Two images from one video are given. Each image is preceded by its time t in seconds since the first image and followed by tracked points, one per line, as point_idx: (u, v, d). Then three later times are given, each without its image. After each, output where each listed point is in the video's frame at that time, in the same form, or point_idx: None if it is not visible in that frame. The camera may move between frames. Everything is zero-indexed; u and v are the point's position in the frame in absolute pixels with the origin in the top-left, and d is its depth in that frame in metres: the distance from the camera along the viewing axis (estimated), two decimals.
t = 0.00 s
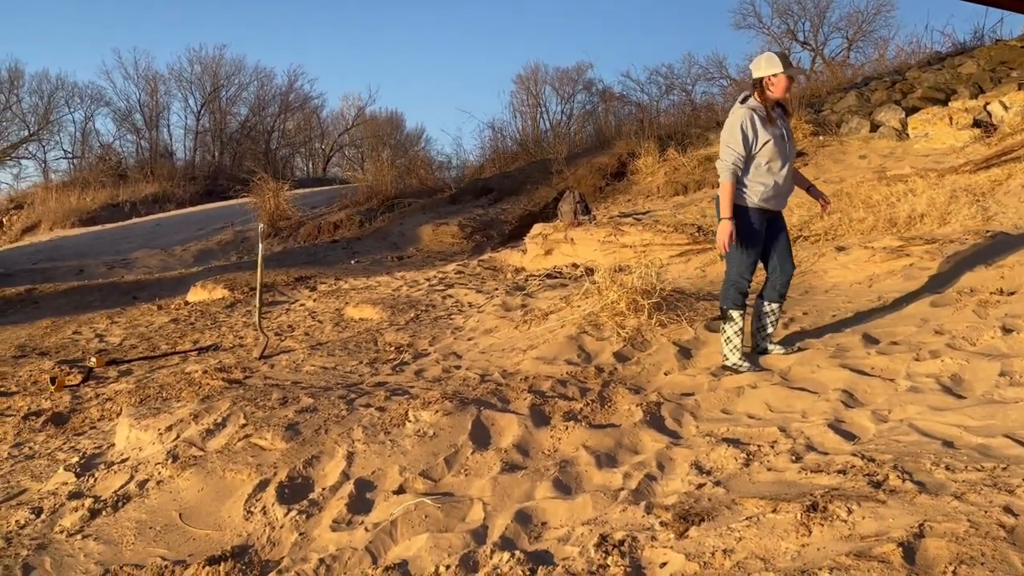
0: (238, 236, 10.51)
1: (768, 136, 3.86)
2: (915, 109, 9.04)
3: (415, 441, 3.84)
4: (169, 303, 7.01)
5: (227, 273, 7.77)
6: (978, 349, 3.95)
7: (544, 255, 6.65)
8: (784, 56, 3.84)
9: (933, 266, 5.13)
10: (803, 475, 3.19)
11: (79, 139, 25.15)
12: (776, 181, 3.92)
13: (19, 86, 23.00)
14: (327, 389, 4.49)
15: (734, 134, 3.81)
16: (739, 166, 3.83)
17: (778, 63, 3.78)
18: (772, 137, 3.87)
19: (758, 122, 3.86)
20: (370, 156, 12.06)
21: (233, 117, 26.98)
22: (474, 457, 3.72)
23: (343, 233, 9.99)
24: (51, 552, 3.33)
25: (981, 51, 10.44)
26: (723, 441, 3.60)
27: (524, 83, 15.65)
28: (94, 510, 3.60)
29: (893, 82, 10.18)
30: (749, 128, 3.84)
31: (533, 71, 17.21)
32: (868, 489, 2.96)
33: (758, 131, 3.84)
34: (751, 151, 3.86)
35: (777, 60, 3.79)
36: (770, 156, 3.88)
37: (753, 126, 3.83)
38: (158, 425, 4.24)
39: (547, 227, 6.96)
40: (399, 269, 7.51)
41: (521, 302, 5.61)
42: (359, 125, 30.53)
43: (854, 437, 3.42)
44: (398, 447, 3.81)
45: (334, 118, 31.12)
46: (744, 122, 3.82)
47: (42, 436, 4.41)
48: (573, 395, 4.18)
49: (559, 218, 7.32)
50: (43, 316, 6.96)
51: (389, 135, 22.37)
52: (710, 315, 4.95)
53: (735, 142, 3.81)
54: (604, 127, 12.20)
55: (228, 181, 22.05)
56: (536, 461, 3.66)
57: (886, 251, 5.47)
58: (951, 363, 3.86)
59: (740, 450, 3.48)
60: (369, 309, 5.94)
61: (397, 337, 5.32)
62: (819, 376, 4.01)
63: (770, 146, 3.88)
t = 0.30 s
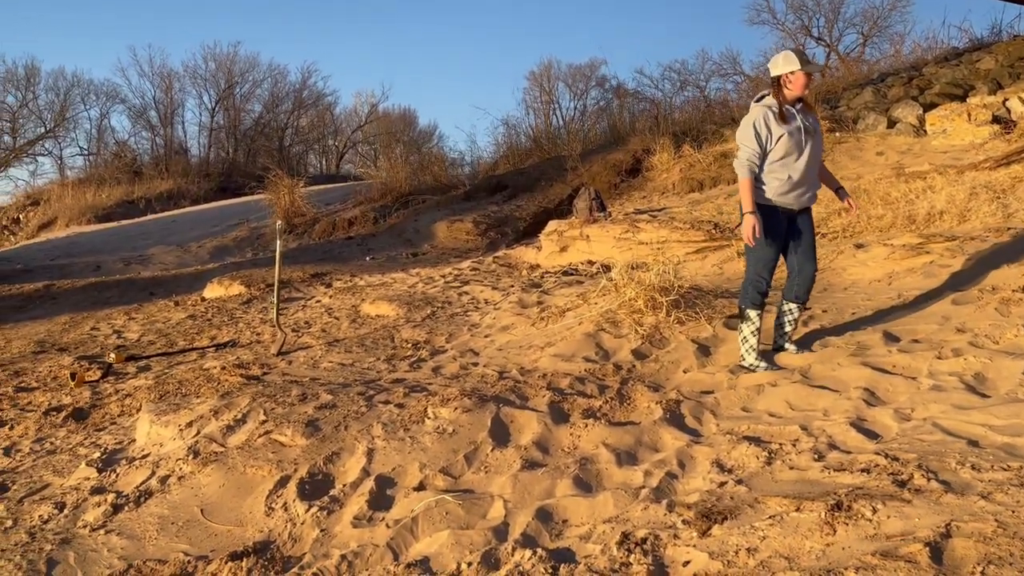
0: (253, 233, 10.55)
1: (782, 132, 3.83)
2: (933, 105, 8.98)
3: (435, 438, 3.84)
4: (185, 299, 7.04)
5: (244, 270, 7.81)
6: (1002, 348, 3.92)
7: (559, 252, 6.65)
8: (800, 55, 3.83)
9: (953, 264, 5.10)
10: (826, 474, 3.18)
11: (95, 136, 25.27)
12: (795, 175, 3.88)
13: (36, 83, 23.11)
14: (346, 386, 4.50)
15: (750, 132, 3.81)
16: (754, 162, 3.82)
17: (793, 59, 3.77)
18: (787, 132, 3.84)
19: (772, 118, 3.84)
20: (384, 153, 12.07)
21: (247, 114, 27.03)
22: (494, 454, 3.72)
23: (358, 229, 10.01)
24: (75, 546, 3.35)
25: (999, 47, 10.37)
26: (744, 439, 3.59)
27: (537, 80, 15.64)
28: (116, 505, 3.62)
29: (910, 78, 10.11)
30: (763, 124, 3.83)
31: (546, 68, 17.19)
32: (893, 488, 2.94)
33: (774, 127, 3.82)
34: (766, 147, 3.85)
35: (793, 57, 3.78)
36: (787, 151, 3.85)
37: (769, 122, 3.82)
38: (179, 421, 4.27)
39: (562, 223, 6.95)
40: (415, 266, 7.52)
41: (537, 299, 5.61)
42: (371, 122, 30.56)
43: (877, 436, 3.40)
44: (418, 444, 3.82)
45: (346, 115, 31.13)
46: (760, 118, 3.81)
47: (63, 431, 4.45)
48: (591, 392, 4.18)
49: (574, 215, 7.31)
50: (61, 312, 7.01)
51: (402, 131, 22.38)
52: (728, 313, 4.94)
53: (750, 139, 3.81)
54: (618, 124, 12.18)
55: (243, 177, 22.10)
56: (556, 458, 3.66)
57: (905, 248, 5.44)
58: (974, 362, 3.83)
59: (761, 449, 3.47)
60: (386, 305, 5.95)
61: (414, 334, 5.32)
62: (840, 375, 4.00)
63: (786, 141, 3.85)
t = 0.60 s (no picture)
0: (269, 231, 10.61)
1: (809, 133, 3.84)
2: (951, 103, 8.92)
3: (455, 435, 3.86)
4: (204, 296, 7.09)
5: (261, 267, 7.85)
6: None
7: (575, 250, 6.65)
8: (835, 56, 3.81)
9: (973, 263, 5.08)
10: (849, 474, 3.17)
11: (111, 134, 25.42)
12: (822, 176, 3.86)
13: (53, 81, 23.27)
14: (365, 383, 4.52)
15: (775, 132, 3.85)
16: (778, 163, 3.85)
17: (825, 61, 3.77)
18: (814, 134, 3.85)
19: (799, 120, 3.86)
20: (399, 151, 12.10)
21: (262, 112, 27.11)
22: (514, 452, 3.74)
23: (373, 227, 10.05)
24: (100, 541, 3.38)
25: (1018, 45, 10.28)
26: (764, 438, 3.59)
27: (551, 78, 15.64)
28: (141, 500, 3.66)
29: (928, 76, 10.05)
30: (789, 126, 3.86)
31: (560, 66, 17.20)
32: (917, 488, 2.93)
33: (801, 128, 3.85)
34: (792, 148, 3.87)
35: (828, 59, 3.76)
36: (814, 152, 3.85)
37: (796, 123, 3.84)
38: (201, 417, 4.30)
39: (578, 222, 6.96)
40: (431, 264, 7.54)
41: (554, 298, 5.62)
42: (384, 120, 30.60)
43: (899, 436, 3.39)
44: (438, 441, 3.83)
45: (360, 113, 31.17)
46: (786, 119, 3.85)
47: (86, 427, 4.50)
48: (610, 390, 4.18)
49: (590, 213, 7.31)
50: (81, 309, 7.07)
51: (416, 129, 22.41)
52: (747, 312, 4.93)
53: (775, 139, 3.85)
54: (633, 122, 12.16)
55: (258, 176, 22.19)
56: (577, 457, 3.66)
57: (925, 247, 5.42)
58: (997, 362, 3.81)
59: (783, 448, 3.46)
60: (403, 303, 5.97)
61: (432, 332, 5.34)
62: (861, 375, 3.99)
63: (812, 142, 3.85)
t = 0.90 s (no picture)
0: (285, 231, 10.67)
1: (832, 125, 3.90)
2: (970, 103, 8.87)
3: (474, 434, 3.87)
4: (220, 295, 7.13)
5: (277, 267, 7.89)
6: None
7: (591, 250, 6.66)
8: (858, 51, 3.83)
9: (994, 264, 5.05)
10: (870, 474, 3.16)
11: (127, 134, 25.59)
12: (844, 168, 3.89)
13: (71, 82, 23.45)
14: (383, 382, 4.54)
15: (795, 126, 3.96)
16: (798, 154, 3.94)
17: (845, 56, 3.81)
18: (837, 127, 3.90)
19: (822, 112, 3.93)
20: (413, 151, 12.12)
21: (277, 112, 27.23)
22: (532, 451, 3.74)
23: (388, 227, 10.08)
24: (122, 537, 3.41)
25: None
26: (784, 438, 3.58)
27: (566, 78, 15.66)
28: (161, 497, 3.68)
29: (947, 75, 9.98)
30: (812, 118, 3.95)
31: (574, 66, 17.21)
32: (940, 489, 2.92)
33: (821, 121, 3.91)
34: (813, 140, 3.95)
35: (852, 54, 3.78)
36: (836, 143, 3.90)
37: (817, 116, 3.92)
38: (220, 415, 4.33)
39: (594, 222, 6.96)
40: (446, 263, 7.56)
41: (570, 297, 5.62)
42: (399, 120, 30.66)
43: (920, 436, 3.38)
44: (457, 440, 3.84)
45: (375, 113, 31.23)
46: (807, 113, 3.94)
47: (106, 424, 4.54)
48: (628, 390, 4.18)
49: (606, 213, 7.30)
50: (100, 307, 7.12)
51: (430, 129, 22.44)
52: (765, 312, 4.92)
53: (795, 132, 3.96)
54: (648, 122, 12.15)
55: (273, 176, 22.28)
56: (596, 456, 3.67)
57: (945, 248, 5.40)
58: (1019, 363, 3.79)
59: (803, 448, 3.45)
60: (419, 303, 5.99)
61: (448, 331, 5.35)
62: (881, 375, 3.97)
63: (835, 134, 3.91)
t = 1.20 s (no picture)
0: (302, 232, 10.74)
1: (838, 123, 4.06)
2: (991, 104, 8.80)
3: (492, 435, 3.87)
4: (238, 295, 7.17)
5: (294, 267, 7.93)
6: None
7: (607, 251, 6.65)
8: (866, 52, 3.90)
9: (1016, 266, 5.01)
10: (891, 477, 3.14)
11: (145, 135, 25.80)
12: (850, 165, 4.01)
13: (90, 84, 23.67)
14: (401, 382, 4.55)
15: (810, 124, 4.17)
16: (810, 153, 4.15)
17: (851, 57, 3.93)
18: (845, 125, 4.04)
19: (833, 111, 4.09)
20: (430, 152, 12.15)
21: (294, 114, 27.36)
22: (551, 452, 3.74)
23: (404, 228, 10.11)
24: (144, 535, 3.43)
25: None
26: (804, 440, 3.56)
27: (582, 79, 15.66)
28: (182, 496, 3.71)
29: (967, 76, 9.90)
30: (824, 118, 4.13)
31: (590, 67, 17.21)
32: (963, 493, 2.89)
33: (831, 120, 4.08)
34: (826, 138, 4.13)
35: (858, 54, 3.88)
36: (843, 141, 4.04)
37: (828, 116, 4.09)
38: (239, 415, 4.35)
39: (611, 223, 6.96)
40: (462, 264, 7.58)
41: (587, 298, 5.61)
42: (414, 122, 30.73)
43: (942, 439, 3.35)
44: (475, 441, 3.85)
45: (391, 114, 31.31)
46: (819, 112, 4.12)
47: (127, 423, 4.58)
48: (647, 392, 4.17)
49: (622, 214, 7.29)
50: (119, 307, 7.18)
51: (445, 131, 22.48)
52: (784, 313, 4.90)
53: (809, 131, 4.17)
54: (664, 123, 12.13)
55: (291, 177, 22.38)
56: (614, 457, 3.66)
57: (966, 250, 5.36)
58: None
59: (823, 450, 3.43)
60: (436, 303, 6.00)
61: (465, 331, 5.36)
62: (902, 377, 3.94)
63: (842, 132, 4.05)
